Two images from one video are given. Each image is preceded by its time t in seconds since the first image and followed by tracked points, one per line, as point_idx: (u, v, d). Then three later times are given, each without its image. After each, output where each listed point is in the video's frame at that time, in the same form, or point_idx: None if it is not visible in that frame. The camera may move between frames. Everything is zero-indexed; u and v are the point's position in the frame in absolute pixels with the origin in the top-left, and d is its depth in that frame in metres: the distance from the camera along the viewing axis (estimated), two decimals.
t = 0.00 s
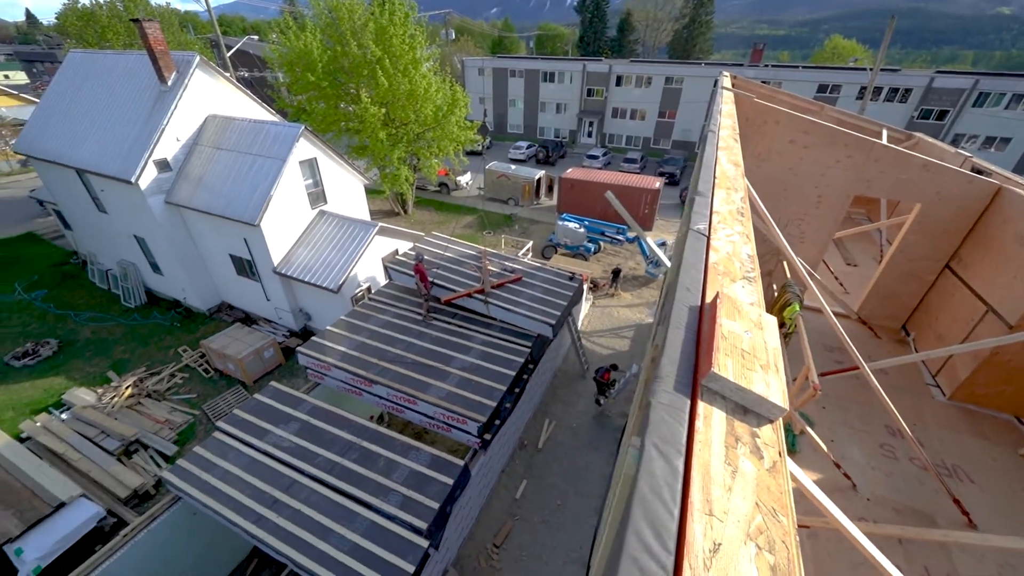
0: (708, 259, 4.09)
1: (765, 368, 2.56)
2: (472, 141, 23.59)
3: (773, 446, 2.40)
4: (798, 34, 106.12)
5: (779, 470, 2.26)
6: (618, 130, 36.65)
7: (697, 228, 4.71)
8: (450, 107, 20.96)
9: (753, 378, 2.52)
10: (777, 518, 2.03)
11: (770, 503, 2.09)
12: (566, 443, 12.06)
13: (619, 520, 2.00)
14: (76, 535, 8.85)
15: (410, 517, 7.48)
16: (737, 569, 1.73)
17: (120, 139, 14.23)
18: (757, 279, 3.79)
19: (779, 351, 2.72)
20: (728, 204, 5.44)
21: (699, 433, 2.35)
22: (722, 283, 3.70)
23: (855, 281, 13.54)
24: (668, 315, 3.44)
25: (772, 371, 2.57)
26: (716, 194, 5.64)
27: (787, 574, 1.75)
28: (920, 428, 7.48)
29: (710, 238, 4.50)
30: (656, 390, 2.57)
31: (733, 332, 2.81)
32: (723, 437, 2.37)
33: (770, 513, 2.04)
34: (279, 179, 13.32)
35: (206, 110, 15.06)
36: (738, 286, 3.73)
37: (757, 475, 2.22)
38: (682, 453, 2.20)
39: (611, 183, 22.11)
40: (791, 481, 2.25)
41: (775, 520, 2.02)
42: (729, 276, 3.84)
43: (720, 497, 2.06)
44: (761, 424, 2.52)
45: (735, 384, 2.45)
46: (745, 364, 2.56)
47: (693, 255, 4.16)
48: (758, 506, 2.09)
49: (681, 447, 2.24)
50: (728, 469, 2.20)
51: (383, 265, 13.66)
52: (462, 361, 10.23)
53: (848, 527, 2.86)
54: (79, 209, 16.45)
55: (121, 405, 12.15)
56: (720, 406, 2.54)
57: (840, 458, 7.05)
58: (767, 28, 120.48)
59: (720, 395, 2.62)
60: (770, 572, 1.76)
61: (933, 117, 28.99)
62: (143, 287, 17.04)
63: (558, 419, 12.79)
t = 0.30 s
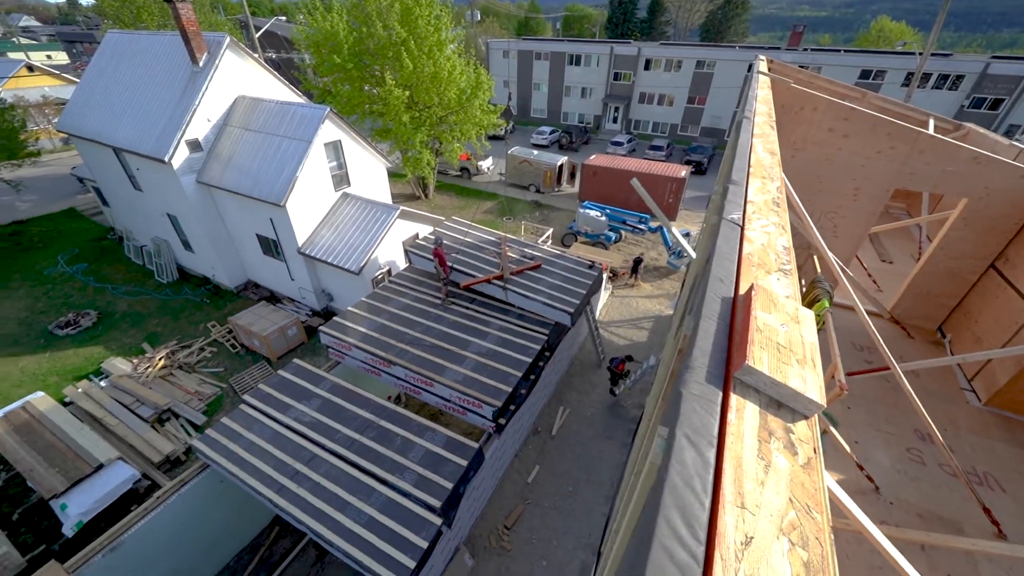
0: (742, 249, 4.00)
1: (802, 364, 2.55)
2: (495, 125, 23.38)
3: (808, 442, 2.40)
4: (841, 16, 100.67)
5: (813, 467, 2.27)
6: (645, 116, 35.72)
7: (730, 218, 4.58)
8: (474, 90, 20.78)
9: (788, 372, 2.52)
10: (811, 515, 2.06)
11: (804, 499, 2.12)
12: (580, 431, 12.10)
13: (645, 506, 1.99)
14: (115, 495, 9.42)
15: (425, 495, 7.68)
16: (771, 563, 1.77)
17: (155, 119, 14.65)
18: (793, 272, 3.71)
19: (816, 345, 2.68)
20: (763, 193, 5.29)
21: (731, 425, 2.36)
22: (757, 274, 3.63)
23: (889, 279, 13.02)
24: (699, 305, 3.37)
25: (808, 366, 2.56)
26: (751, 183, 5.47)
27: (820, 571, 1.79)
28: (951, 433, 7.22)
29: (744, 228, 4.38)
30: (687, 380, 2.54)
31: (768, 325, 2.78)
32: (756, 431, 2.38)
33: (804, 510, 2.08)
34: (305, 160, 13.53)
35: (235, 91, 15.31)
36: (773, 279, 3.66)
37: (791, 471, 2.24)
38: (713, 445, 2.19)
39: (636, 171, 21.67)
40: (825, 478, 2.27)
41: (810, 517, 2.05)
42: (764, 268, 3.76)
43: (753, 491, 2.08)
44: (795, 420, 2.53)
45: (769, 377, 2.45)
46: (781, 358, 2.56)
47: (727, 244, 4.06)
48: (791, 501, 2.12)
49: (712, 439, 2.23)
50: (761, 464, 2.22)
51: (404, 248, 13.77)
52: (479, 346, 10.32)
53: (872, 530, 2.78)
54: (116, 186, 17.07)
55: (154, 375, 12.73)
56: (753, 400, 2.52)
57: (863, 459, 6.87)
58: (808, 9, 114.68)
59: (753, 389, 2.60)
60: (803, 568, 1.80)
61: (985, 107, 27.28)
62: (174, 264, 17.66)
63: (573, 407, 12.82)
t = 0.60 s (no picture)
0: (777, 240, 3.94)
1: (840, 359, 2.56)
2: (517, 109, 23.08)
3: (843, 438, 2.45)
4: None
5: (849, 463, 2.32)
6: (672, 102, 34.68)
7: (765, 208, 4.47)
8: (497, 73, 20.53)
9: (824, 366, 2.53)
10: (844, 509, 2.13)
11: (838, 494, 2.18)
12: (593, 419, 12.13)
13: (675, 494, 2.05)
14: (149, 459, 9.96)
15: (438, 474, 7.86)
16: (802, 554, 1.86)
17: (185, 99, 14.96)
18: (830, 266, 3.68)
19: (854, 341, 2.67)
20: (800, 182, 5.15)
21: (764, 418, 2.39)
22: (793, 267, 3.61)
23: (923, 278, 12.50)
24: (731, 295, 3.32)
25: (846, 360, 2.57)
26: (787, 172, 5.31)
27: (852, 564, 1.87)
28: (982, 439, 6.97)
29: (780, 218, 4.29)
30: (720, 369, 2.54)
31: (804, 319, 2.78)
32: (791, 425, 2.43)
33: (838, 504, 2.14)
34: (328, 142, 13.67)
35: (262, 71, 15.45)
36: (809, 272, 3.60)
37: (825, 465, 2.30)
38: (746, 437, 2.21)
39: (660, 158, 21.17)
40: (860, 473, 2.31)
41: (843, 512, 2.12)
42: (800, 261, 3.72)
43: (786, 483, 2.16)
44: (830, 415, 2.57)
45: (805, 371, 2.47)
46: (818, 353, 2.57)
47: (762, 234, 3.98)
48: (825, 495, 2.18)
49: (744, 430, 2.26)
50: (794, 457, 2.29)
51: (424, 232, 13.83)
52: (495, 332, 10.38)
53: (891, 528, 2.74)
54: (149, 164, 17.58)
55: (184, 348, 13.27)
56: (786, 394, 2.56)
57: (885, 461, 6.70)
58: None
59: (787, 382, 2.62)
60: (835, 560, 1.88)
61: None
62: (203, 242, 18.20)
63: (587, 395, 12.84)
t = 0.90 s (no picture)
0: (813, 232, 3.84)
1: (876, 355, 2.49)
2: (539, 93, 22.74)
3: (877, 435, 2.38)
4: None
5: (883, 459, 2.25)
6: (701, 86, 33.58)
7: (801, 198, 4.33)
8: (521, 54, 20.26)
9: (861, 362, 2.46)
10: (876, 505, 2.07)
11: (870, 490, 2.12)
12: (605, 408, 12.13)
13: (705, 484, 2.11)
14: (178, 426, 10.45)
15: (450, 454, 8.02)
16: (831, 547, 1.85)
17: (212, 78, 15.17)
18: (870, 261, 3.55)
19: (891, 338, 2.59)
20: (838, 173, 4.95)
21: (796, 411, 2.37)
22: (829, 260, 3.52)
23: (959, 276, 11.99)
24: (764, 287, 3.29)
25: (882, 358, 2.49)
26: (826, 162, 5.10)
27: (884, 560, 1.83)
28: (1012, 446, 6.72)
29: (817, 210, 4.17)
30: (752, 362, 2.54)
31: (841, 312, 2.72)
32: (822, 419, 2.39)
33: (869, 500, 2.09)
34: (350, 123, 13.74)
35: (286, 50, 15.50)
36: (846, 266, 3.49)
37: (857, 461, 2.24)
38: (777, 429, 2.23)
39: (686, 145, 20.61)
40: (894, 471, 2.22)
41: (875, 508, 2.07)
42: (836, 254, 3.62)
43: (815, 477, 2.13)
44: (863, 411, 2.50)
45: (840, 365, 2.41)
46: (853, 348, 2.51)
47: (798, 226, 3.90)
48: (856, 491, 2.13)
49: (776, 422, 2.28)
50: (825, 451, 2.26)
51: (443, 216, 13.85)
52: (510, 318, 10.41)
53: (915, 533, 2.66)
54: (177, 142, 17.96)
55: (210, 322, 13.72)
56: (819, 388, 2.51)
57: (906, 464, 6.54)
58: None
59: (819, 376, 2.58)
60: (864, 554, 1.85)
61: None
62: (228, 220, 18.63)
63: (600, 383, 12.84)
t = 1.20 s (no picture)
0: (849, 225, 3.68)
1: (910, 352, 2.45)
2: (563, 75, 22.28)
3: (906, 432, 2.39)
4: None
5: (910, 456, 2.27)
6: (732, 71, 32.41)
7: (837, 189, 4.22)
8: (545, 35, 19.83)
9: (894, 359, 2.42)
10: (902, 501, 2.10)
11: (897, 485, 2.14)
12: (618, 398, 12.12)
13: (729, 471, 2.09)
14: (204, 396, 10.85)
15: (463, 435, 8.16)
16: (855, 539, 1.91)
17: (238, 56, 15.30)
18: (907, 257, 3.44)
19: (927, 336, 2.55)
20: (877, 164, 4.74)
21: (825, 404, 2.34)
22: (864, 254, 3.39)
23: (997, 277, 11.45)
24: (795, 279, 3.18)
25: (917, 356, 2.45)
26: (865, 152, 4.90)
27: (907, 553, 1.88)
28: None
29: (853, 202, 4.02)
30: (780, 352, 2.47)
31: (876, 308, 2.65)
32: (851, 414, 2.38)
33: (896, 495, 2.11)
34: (371, 104, 13.75)
35: (310, 29, 15.46)
36: (882, 261, 3.39)
37: (884, 457, 2.26)
38: (803, 421, 2.18)
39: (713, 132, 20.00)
40: (922, 469, 2.26)
41: (901, 503, 2.09)
42: (872, 247, 3.49)
43: (842, 470, 2.15)
44: (893, 408, 2.48)
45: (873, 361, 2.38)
46: (887, 344, 2.46)
47: (832, 217, 3.76)
48: (882, 485, 2.15)
49: (803, 414, 2.22)
50: (853, 446, 2.26)
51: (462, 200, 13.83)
52: (526, 304, 10.43)
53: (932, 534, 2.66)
54: (203, 120, 18.24)
55: (234, 298, 14.10)
56: (849, 382, 2.48)
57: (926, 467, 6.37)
58: None
59: (850, 370, 2.54)
60: (888, 546, 1.92)
61: None
62: (251, 199, 18.96)
63: (613, 372, 12.81)
